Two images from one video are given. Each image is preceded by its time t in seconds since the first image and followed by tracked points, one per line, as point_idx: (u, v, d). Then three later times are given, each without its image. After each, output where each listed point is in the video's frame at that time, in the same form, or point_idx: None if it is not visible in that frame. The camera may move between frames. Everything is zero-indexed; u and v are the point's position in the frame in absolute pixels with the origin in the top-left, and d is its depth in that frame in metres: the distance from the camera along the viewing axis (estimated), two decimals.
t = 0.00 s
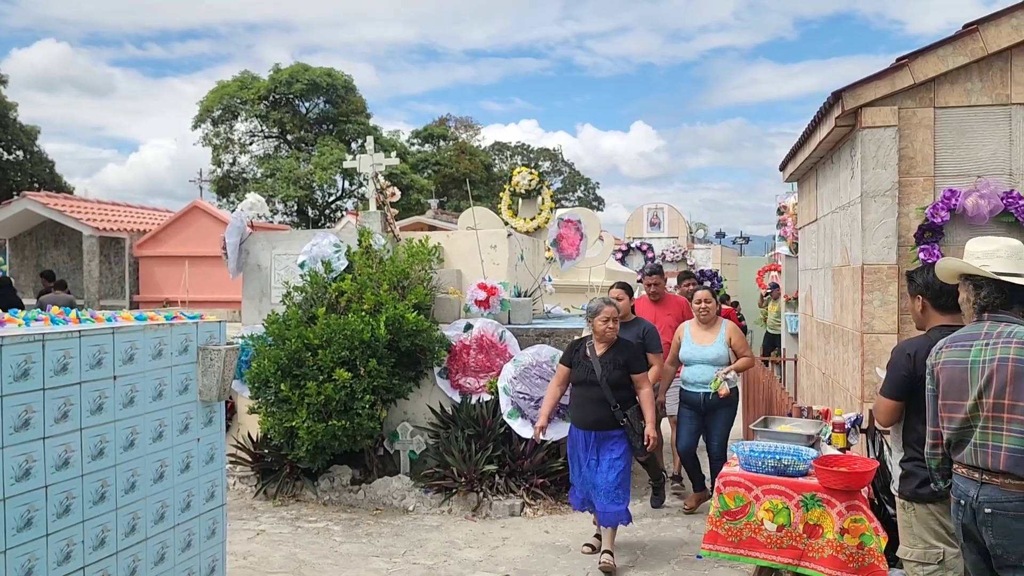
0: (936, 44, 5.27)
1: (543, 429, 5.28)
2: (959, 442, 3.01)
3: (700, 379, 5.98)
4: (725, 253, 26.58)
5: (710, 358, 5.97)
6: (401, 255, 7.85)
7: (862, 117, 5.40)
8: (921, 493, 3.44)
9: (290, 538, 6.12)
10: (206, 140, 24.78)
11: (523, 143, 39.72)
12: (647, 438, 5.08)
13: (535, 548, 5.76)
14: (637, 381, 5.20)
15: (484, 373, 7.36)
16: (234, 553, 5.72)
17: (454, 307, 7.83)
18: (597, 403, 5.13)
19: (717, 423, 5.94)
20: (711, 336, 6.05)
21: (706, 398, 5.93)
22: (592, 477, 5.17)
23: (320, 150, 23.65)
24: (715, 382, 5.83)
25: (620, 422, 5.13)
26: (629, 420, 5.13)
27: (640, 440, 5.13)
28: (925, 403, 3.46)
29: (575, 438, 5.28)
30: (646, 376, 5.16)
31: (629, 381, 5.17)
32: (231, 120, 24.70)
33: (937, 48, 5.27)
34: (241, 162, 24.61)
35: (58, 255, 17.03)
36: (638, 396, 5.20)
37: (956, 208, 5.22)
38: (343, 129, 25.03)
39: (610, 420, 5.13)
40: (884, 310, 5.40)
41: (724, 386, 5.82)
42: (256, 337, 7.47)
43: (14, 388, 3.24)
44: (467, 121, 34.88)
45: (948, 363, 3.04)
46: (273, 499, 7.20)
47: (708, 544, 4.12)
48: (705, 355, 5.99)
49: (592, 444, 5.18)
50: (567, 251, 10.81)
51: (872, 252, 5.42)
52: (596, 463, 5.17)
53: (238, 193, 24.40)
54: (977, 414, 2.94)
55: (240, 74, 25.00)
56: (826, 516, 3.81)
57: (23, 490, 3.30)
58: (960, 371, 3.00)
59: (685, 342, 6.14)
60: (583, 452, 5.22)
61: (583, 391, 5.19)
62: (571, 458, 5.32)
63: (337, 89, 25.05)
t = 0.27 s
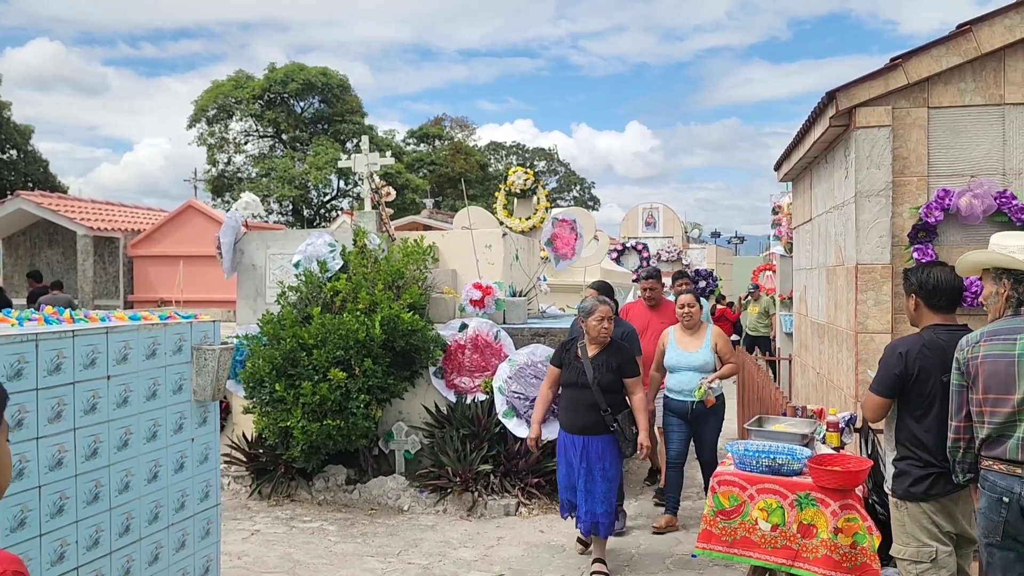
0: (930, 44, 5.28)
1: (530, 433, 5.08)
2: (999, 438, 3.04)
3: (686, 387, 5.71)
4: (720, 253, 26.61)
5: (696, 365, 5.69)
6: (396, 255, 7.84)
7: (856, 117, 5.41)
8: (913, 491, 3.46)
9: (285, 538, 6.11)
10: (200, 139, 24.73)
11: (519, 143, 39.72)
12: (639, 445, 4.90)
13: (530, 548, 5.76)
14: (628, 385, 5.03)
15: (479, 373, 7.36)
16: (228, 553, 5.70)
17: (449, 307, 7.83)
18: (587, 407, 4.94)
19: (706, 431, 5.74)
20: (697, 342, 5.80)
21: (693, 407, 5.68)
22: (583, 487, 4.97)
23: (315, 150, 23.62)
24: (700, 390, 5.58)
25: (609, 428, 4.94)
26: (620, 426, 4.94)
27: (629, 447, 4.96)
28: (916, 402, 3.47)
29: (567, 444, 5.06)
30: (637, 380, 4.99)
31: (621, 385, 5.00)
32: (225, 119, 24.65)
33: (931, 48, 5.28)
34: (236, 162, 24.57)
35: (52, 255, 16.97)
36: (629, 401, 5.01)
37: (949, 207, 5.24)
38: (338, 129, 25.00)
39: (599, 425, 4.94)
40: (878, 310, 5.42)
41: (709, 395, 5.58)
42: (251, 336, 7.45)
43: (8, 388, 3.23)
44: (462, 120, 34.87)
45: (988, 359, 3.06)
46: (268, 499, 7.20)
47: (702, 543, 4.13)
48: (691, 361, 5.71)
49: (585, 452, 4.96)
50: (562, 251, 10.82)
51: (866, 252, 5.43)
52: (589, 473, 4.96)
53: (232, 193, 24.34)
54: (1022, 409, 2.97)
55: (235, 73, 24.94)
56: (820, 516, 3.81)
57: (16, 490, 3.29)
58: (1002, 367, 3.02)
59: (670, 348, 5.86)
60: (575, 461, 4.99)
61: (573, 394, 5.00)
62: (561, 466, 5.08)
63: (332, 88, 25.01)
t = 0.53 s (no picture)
0: (924, 45, 5.30)
1: (514, 435, 4.89)
2: None
3: (671, 386, 5.57)
4: (716, 253, 26.65)
5: (680, 362, 5.55)
6: (392, 255, 7.85)
7: (851, 118, 5.43)
8: (907, 491, 3.48)
9: (281, 539, 6.11)
10: (196, 140, 24.70)
11: (515, 143, 39.72)
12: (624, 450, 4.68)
13: (526, 548, 5.77)
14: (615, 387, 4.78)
15: (475, 373, 7.36)
16: (224, 554, 5.70)
17: (445, 307, 7.82)
18: (571, 411, 4.73)
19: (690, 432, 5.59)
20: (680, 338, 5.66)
21: (678, 406, 5.56)
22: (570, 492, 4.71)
23: (311, 150, 23.60)
24: (687, 389, 5.46)
25: (594, 432, 4.71)
26: (606, 431, 4.71)
27: (616, 452, 4.72)
28: (909, 402, 3.47)
29: (547, 451, 4.79)
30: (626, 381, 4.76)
31: (606, 387, 4.76)
32: (221, 120, 24.61)
33: (925, 50, 5.30)
34: (232, 162, 24.54)
35: (47, 255, 16.93)
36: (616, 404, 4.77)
37: (944, 208, 5.26)
38: (334, 129, 24.99)
39: (583, 430, 4.71)
40: (873, 310, 5.43)
41: (697, 393, 5.47)
42: (246, 337, 7.44)
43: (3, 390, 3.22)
44: (458, 121, 34.88)
45: None
46: (264, 500, 7.19)
47: (698, 543, 4.15)
48: (675, 358, 5.57)
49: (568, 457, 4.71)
50: (559, 251, 10.85)
51: (861, 253, 5.45)
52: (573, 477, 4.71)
53: (228, 194, 24.31)
54: None
55: (231, 74, 24.90)
56: (815, 516, 3.82)
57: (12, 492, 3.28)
58: None
59: (652, 346, 5.70)
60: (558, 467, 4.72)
61: (556, 398, 4.79)
62: (542, 476, 4.76)
63: (328, 89, 24.99)
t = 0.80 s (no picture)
0: (921, 46, 5.31)
1: (487, 443, 4.73)
2: None
3: (658, 394, 5.27)
4: (714, 253, 26.67)
5: (668, 368, 5.25)
6: (390, 256, 7.85)
7: (848, 119, 5.44)
8: (904, 491, 3.48)
9: (279, 540, 6.11)
10: (193, 140, 24.69)
11: (512, 144, 39.72)
12: (599, 454, 4.60)
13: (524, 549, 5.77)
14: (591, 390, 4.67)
15: (473, 374, 7.36)
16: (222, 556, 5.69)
17: (443, 308, 7.81)
18: (546, 416, 4.61)
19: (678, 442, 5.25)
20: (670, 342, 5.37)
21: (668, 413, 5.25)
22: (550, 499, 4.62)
23: (309, 151, 23.59)
24: (680, 396, 5.14)
25: (571, 437, 4.61)
26: (582, 435, 4.62)
27: (593, 456, 4.64)
28: (905, 402, 3.48)
29: (523, 458, 4.68)
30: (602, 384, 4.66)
31: (582, 391, 4.64)
32: (218, 121, 24.59)
33: (922, 50, 5.31)
34: (229, 163, 24.52)
35: (44, 257, 16.91)
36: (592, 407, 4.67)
37: (940, 208, 5.27)
38: (332, 130, 24.98)
39: (560, 435, 4.60)
40: (870, 311, 5.44)
41: (690, 400, 5.14)
42: (244, 338, 7.44)
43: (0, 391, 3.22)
44: (456, 121, 34.88)
45: None
46: (262, 501, 7.19)
47: (696, 544, 4.15)
48: (664, 364, 5.27)
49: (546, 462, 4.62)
50: (558, 253, 10.91)
51: (858, 253, 5.45)
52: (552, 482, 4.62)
53: (226, 194, 24.29)
54: None
55: (228, 75, 24.89)
56: (812, 516, 3.83)
57: (9, 494, 3.28)
58: None
59: (640, 352, 5.42)
60: (536, 475, 4.62)
61: (531, 402, 4.66)
62: (520, 485, 4.66)
63: (326, 90, 24.98)
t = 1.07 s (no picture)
0: (920, 46, 5.31)
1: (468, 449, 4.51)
2: None
3: (653, 397, 5.24)
4: (714, 253, 26.67)
5: (662, 372, 5.23)
6: (390, 256, 7.86)
7: (847, 119, 5.44)
8: (904, 491, 3.48)
9: (279, 540, 6.11)
10: (193, 141, 24.70)
11: (512, 144, 39.74)
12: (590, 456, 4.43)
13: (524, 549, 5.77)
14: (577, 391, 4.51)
15: (473, 374, 7.36)
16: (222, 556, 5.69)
17: (444, 308, 7.80)
18: (531, 419, 4.42)
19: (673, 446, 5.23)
20: (665, 345, 5.33)
21: (661, 419, 5.21)
22: (531, 505, 4.42)
23: (308, 151, 23.59)
24: (671, 402, 5.09)
25: (558, 439, 4.43)
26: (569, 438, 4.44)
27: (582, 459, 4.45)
28: (905, 402, 3.48)
29: (508, 461, 4.53)
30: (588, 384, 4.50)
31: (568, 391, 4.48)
32: (218, 121, 24.59)
33: (921, 51, 5.31)
34: (229, 164, 24.52)
35: (44, 257, 16.91)
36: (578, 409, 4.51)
37: (940, 208, 5.28)
38: (331, 130, 24.98)
39: (546, 438, 4.42)
40: (870, 311, 5.44)
41: (681, 406, 5.08)
42: (244, 339, 7.44)
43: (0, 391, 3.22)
44: (455, 122, 34.89)
45: None
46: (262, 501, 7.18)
47: (697, 544, 4.15)
48: (658, 367, 5.24)
49: (530, 464, 4.46)
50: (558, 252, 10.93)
51: (858, 253, 5.46)
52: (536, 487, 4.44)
53: (225, 195, 24.29)
54: None
55: (228, 75, 24.89)
56: (812, 515, 3.83)
57: (10, 494, 3.29)
58: None
59: (636, 352, 5.39)
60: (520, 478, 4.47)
61: (514, 405, 4.48)
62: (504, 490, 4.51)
63: (325, 90, 24.99)
